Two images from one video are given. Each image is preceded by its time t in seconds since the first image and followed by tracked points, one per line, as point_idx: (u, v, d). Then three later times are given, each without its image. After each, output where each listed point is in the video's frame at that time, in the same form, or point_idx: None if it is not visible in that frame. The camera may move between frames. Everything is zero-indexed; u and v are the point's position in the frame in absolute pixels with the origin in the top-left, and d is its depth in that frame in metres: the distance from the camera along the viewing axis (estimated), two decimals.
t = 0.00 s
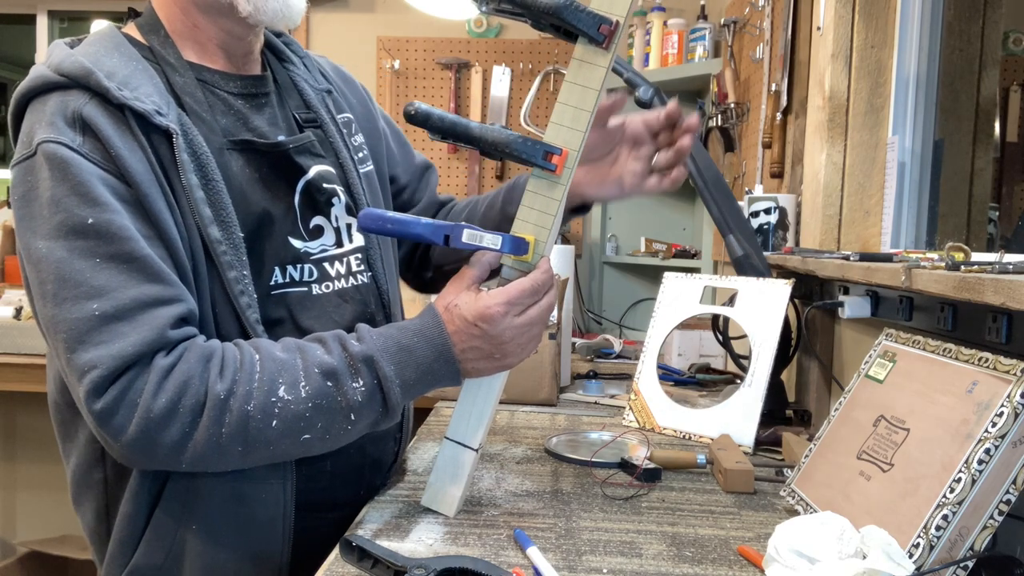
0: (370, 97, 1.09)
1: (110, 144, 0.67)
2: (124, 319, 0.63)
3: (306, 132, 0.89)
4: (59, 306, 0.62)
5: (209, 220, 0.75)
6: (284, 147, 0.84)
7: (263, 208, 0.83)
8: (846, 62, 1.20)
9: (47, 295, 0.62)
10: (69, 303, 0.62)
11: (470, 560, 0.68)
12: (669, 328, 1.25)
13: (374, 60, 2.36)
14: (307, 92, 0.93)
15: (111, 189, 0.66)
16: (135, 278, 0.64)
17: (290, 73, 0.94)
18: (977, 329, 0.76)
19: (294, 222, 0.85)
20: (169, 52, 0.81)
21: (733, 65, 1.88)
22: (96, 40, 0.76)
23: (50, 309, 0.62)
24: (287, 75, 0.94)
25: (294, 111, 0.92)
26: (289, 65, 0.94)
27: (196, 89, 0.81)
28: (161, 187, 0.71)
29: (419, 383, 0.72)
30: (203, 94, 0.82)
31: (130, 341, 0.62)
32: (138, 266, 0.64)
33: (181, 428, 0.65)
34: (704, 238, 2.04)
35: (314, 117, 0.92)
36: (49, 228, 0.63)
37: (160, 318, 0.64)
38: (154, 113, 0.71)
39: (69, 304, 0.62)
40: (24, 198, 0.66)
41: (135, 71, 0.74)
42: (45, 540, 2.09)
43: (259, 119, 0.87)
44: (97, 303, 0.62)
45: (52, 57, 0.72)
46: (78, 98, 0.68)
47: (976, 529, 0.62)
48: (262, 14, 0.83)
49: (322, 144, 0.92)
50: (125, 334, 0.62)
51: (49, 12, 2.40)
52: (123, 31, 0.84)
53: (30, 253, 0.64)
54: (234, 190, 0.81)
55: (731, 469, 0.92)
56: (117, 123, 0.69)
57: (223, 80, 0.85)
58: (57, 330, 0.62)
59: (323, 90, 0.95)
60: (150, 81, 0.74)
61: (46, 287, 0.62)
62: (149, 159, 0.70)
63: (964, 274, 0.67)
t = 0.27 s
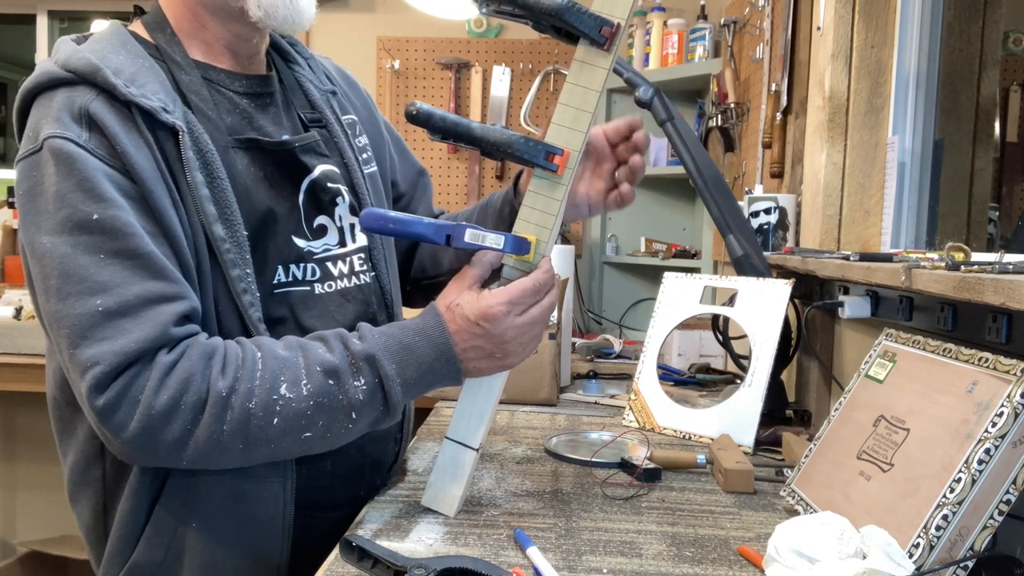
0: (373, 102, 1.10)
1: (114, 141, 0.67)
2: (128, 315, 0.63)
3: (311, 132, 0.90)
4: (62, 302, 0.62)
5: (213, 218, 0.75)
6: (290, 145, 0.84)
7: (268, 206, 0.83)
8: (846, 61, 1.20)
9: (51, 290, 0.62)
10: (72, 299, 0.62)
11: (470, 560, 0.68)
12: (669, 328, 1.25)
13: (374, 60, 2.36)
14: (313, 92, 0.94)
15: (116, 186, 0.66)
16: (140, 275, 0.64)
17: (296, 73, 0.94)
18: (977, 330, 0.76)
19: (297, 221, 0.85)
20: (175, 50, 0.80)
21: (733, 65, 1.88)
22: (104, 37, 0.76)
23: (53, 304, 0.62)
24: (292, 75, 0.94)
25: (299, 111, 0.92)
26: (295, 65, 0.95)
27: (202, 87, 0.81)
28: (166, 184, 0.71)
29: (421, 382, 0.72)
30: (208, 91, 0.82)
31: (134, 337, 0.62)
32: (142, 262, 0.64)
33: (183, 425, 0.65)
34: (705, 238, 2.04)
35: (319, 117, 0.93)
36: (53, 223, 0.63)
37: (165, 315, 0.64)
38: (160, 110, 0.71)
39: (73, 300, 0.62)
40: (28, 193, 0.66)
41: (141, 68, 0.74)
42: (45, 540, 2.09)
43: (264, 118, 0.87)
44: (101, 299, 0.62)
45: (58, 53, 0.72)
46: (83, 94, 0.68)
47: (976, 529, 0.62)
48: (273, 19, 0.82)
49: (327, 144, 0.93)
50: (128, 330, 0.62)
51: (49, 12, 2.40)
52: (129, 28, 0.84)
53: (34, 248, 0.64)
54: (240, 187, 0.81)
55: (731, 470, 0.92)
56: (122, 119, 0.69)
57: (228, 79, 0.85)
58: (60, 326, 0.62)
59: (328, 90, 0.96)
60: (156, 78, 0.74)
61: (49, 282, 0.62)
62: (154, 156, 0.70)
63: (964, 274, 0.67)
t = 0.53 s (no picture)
0: (377, 103, 1.09)
1: (112, 145, 0.67)
2: (125, 318, 0.63)
3: (312, 133, 0.90)
4: (60, 305, 0.62)
5: (210, 221, 0.75)
6: (287, 147, 0.84)
7: (265, 208, 0.83)
8: (846, 62, 1.20)
9: (48, 294, 0.62)
10: (70, 302, 0.62)
11: (470, 559, 0.68)
12: (669, 328, 1.25)
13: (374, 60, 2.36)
14: (314, 92, 0.94)
15: (112, 189, 0.66)
16: (137, 279, 0.64)
17: (298, 73, 0.94)
18: (977, 329, 0.76)
19: (296, 223, 0.85)
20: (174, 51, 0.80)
21: (733, 65, 1.88)
22: (103, 40, 0.76)
23: (51, 308, 0.63)
24: (294, 75, 0.94)
25: (301, 111, 0.92)
26: (297, 66, 0.95)
27: (201, 88, 0.81)
28: (163, 187, 0.71)
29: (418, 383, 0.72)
30: (207, 93, 0.82)
31: (131, 341, 0.62)
32: (139, 266, 0.64)
33: (180, 427, 0.65)
34: (705, 238, 2.04)
35: (321, 117, 0.93)
36: (51, 227, 0.63)
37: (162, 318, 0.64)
38: (157, 114, 0.71)
39: (70, 303, 0.62)
40: (27, 197, 0.66)
41: (138, 71, 0.74)
42: (45, 540, 2.09)
43: (263, 120, 0.87)
44: (98, 303, 0.62)
45: (55, 57, 0.72)
46: (81, 98, 0.68)
47: (976, 528, 0.62)
48: (264, 26, 0.80)
49: (329, 145, 0.93)
50: (125, 334, 0.62)
51: (49, 12, 2.40)
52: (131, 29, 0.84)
53: (31, 251, 0.64)
54: (237, 190, 0.81)
55: (731, 470, 0.92)
56: (119, 123, 0.69)
57: (227, 81, 0.85)
58: (57, 329, 0.62)
59: (330, 90, 0.96)
60: (154, 81, 0.74)
61: (47, 286, 0.62)
62: (151, 159, 0.70)
63: (964, 274, 0.67)
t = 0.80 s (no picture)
0: (381, 105, 1.09)
1: (116, 144, 0.67)
2: (130, 318, 0.63)
3: (315, 133, 0.90)
4: (64, 304, 0.62)
5: (214, 221, 0.75)
6: (291, 148, 0.85)
7: (269, 210, 0.83)
8: (846, 61, 1.20)
9: (52, 293, 0.62)
10: (75, 302, 0.62)
11: (470, 559, 0.68)
12: (669, 328, 1.25)
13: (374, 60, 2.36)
14: (318, 93, 0.94)
15: (117, 189, 0.66)
16: (142, 279, 0.64)
17: (301, 74, 0.94)
18: (977, 329, 0.76)
19: (299, 224, 0.86)
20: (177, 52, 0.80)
21: (733, 65, 1.88)
22: (107, 40, 0.76)
23: (55, 307, 0.63)
24: (298, 75, 0.94)
25: (305, 111, 0.92)
26: (301, 66, 0.95)
27: (204, 89, 0.80)
28: (167, 188, 0.71)
29: (423, 383, 0.72)
30: (210, 94, 0.82)
31: (136, 341, 0.62)
32: (144, 266, 0.64)
33: (184, 426, 0.65)
34: (705, 238, 2.04)
35: (325, 119, 0.93)
36: (55, 226, 0.63)
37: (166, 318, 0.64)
38: (162, 114, 0.71)
39: (75, 303, 0.62)
40: (30, 195, 0.66)
41: (143, 71, 0.74)
42: (45, 540, 2.09)
43: (268, 120, 0.87)
44: (102, 302, 0.62)
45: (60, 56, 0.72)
46: (85, 98, 0.68)
47: (976, 528, 0.62)
48: (274, 29, 0.81)
49: (331, 146, 0.93)
50: (130, 333, 0.62)
51: (49, 12, 2.40)
52: (135, 29, 0.84)
53: (35, 250, 0.64)
54: (241, 191, 0.81)
55: (731, 470, 0.92)
56: (122, 122, 0.69)
57: (231, 81, 0.85)
58: (61, 328, 0.62)
59: (333, 92, 0.96)
60: (158, 81, 0.74)
61: (51, 284, 0.62)
62: (155, 160, 0.70)
63: (964, 274, 0.67)
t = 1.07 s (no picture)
0: (380, 105, 1.09)
1: (119, 147, 0.67)
2: (133, 322, 0.63)
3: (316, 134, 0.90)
4: (67, 308, 0.62)
5: (216, 223, 0.75)
6: (293, 149, 0.84)
7: (271, 211, 0.83)
8: (846, 61, 1.20)
9: (54, 298, 0.62)
10: (77, 306, 0.62)
11: (470, 559, 0.68)
12: (669, 328, 1.25)
13: (374, 60, 2.36)
14: (317, 92, 0.93)
15: (119, 191, 0.66)
16: (144, 282, 0.64)
17: (300, 73, 0.94)
18: (977, 329, 0.76)
19: (301, 225, 0.86)
20: (178, 51, 0.80)
21: (733, 65, 1.88)
22: (106, 39, 0.76)
23: (57, 311, 0.62)
24: (297, 74, 0.94)
25: (304, 111, 0.92)
26: (300, 65, 0.95)
27: (205, 89, 0.80)
28: (170, 190, 0.71)
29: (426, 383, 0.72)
30: (211, 94, 0.82)
31: (140, 344, 0.62)
32: (147, 269, 0.64)
33: (189, 430, 0.65)
34: (705, 238, 2.04)
35: (324, 118, 0.93)
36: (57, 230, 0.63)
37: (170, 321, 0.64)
38: (163, 115, 0.71)
39: (78, 307, 0.61)
40: (30, 197, 0.65)
41: (143, 71, 0.74)
42: (45, 540, 2.09)
43: (268, 120, 0.87)
44: (106, 306, 0.62)
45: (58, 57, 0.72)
46: (85, 99, 0.68)
47: (976, 528, 0.62)
48: (284, 17, 0.81)
49: (331, 146, 0.93)
50: (134, 337, 0.62)
51: (49, 12, 2.40)
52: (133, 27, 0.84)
53: (36, 254, 0.64)
54: (242, 191, 0.81)
55: (731, 469, 0.92)
56: (124, 124, 0.69)
57: (231, 81, 0.84)
58: (63, 332, 0.62)
59: (332, 90, 0.96)
60: (158, 81, 0.74)
61: (53, 288, 0.62)
62: (157, 161, 0.70)
63: (964, 274, 0.67)
